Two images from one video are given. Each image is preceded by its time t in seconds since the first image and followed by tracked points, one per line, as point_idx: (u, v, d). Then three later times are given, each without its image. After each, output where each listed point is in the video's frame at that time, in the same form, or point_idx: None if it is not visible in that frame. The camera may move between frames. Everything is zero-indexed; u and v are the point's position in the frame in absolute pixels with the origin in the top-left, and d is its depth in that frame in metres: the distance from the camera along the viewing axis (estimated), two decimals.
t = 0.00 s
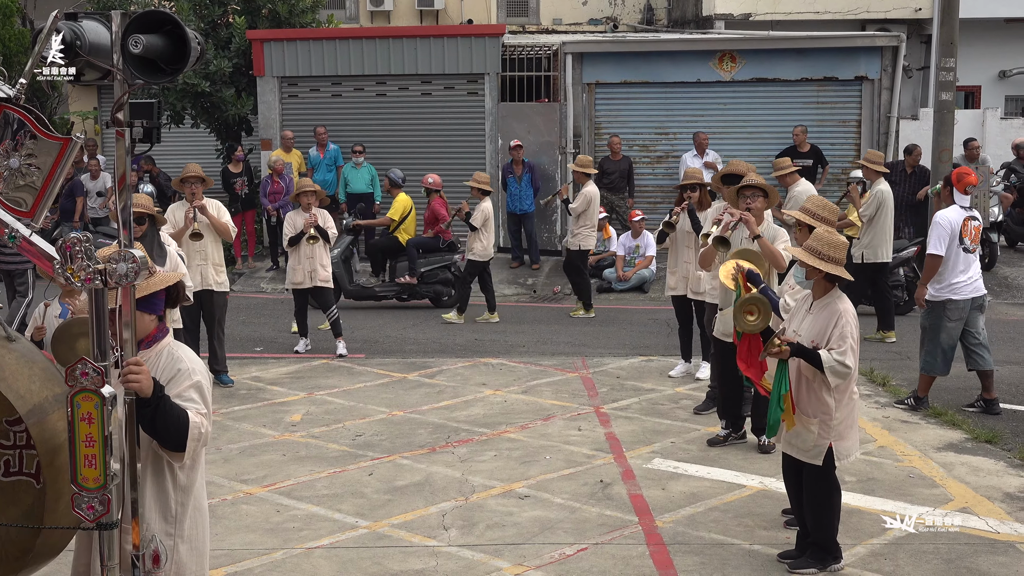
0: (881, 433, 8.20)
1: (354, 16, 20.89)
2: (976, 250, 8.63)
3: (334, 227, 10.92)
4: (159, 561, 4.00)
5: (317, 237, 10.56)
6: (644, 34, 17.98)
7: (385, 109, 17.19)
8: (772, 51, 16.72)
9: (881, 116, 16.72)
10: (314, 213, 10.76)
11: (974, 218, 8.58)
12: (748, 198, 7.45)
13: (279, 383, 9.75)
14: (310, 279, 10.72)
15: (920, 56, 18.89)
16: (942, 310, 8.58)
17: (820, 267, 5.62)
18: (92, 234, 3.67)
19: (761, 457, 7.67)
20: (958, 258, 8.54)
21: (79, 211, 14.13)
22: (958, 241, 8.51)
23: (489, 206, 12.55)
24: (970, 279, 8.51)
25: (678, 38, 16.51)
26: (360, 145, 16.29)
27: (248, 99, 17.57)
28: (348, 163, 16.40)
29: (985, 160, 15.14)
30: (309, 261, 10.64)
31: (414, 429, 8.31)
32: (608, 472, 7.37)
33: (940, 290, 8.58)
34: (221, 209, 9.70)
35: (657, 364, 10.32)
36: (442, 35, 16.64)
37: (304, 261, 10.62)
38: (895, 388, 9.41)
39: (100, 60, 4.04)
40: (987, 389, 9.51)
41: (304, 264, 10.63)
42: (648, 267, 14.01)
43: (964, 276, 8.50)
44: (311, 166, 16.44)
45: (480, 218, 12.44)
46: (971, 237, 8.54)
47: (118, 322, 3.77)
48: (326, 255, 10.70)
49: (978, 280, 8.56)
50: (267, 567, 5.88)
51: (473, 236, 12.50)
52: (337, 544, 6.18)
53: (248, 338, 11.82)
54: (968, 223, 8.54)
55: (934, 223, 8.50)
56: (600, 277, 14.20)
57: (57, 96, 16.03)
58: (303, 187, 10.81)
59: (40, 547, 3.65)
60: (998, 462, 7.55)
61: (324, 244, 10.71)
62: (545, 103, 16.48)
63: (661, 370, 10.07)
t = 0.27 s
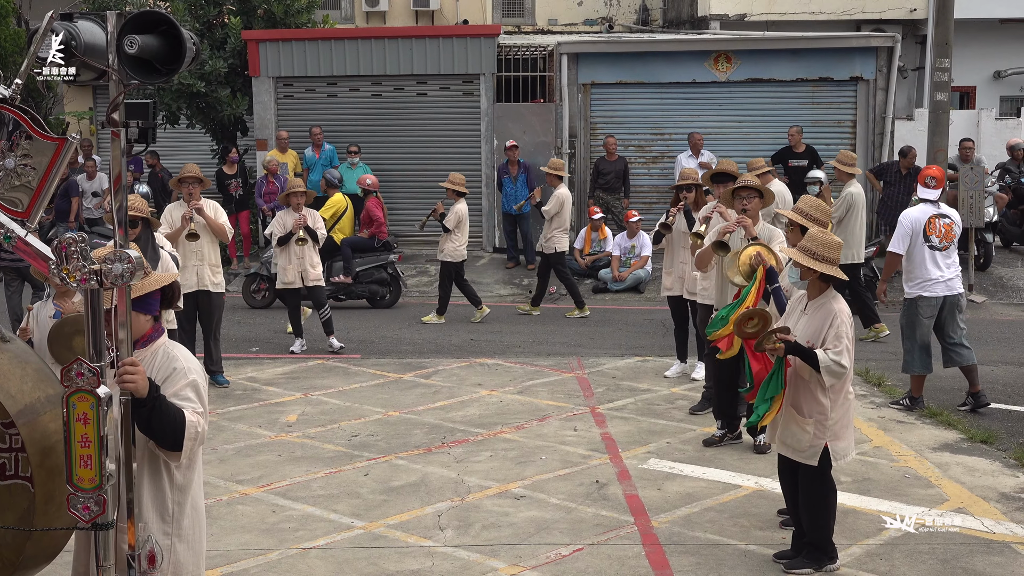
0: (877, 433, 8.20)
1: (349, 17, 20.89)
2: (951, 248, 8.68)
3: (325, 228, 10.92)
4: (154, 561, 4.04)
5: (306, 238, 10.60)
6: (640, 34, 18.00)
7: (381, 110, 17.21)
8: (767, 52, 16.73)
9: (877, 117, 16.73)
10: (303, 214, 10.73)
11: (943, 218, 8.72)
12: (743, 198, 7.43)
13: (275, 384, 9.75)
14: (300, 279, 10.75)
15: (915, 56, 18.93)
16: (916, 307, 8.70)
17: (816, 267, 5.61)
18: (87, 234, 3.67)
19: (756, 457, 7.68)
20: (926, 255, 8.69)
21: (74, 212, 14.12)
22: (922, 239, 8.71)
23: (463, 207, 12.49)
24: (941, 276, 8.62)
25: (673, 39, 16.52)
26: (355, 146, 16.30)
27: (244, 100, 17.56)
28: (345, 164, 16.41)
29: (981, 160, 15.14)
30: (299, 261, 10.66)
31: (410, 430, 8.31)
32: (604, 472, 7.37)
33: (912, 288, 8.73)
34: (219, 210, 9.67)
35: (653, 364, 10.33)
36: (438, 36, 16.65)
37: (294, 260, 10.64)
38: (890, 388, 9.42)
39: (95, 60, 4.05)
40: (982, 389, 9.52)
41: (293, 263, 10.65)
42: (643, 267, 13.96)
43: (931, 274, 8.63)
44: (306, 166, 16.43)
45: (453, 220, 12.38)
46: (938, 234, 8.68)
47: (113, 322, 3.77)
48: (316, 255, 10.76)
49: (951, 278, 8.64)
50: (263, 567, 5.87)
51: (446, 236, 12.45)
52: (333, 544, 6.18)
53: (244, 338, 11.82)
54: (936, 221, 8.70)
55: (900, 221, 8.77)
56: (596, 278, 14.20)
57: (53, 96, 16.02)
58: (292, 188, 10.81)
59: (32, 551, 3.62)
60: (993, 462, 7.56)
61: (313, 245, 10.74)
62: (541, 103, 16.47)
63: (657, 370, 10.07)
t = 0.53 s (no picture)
0: (874, 434, 8.21)
1: (348, 17, 20.89)
2: (937, 248, 8.71)
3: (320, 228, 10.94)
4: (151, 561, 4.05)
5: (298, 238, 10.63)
6: (638, 35, 18.00)
7: (379, 110, 17.22)
8: (765, 53, 16.74)
9: (875, 119, 16.72)
10: (299, 214, 10.83)
11: (927, 218, 8.75)
12: (742, 200, 7.43)
13: (273, 384, 9.75)
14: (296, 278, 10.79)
15: (913, 58, 18.95)
16: (901, 306, 8.81)
17: (816, 268, 5.62)
18: (86, 234, 3.66)
19: (754, 458, 7.68)
20: (907, 255, 8.78)
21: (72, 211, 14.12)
22: (903, 239, 8.79)
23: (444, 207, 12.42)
24: (920, 277, 8.71)
25: (672, 40, 16.52)
26: (353, 146, 16.31)
27: (242, 100, 17.56)
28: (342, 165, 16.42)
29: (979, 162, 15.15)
30: (295, 261, 10.69)
31: (407, 430, 8.31)
32: (602, 473, 7.37)
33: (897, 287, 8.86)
34: (219, 211, 9.64)
35: (651, 365, 10.33)
36: (436, 36, 16.65)
37: (289, 260, 10.68)
38: (888, 390, 9.42)
39: (93, 60, 4.04)
40: (980, 390, 9.53)
41: (289, 262, 10.68)
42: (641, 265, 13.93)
43: (910, 273, 8.75)
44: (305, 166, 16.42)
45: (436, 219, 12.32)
46: (919, 234, 8.73)
47: (110, 322, 3.77)
48: (311, 255, 10.78)
49: (933, 279, 8.69)
50: (260, 567, 5.87)
51: (428, 237, 12.34)
52: (331, 545, 6.18)
53: (242, 338, 11.82)
54: (918, 221, 8.75)
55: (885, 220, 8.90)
56: (593, 278, 14.20)
57: (51, 96, 16.01)
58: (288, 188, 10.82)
59: (31, 551, 3.63)
60: (991, 464, 7.56)
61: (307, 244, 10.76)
62: (539, 104, 16.52)
63: (655, 371, 10.08)
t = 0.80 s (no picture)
0: (873, 437, 8.21)
1: (347, 19, 20.91)
2: (937, 252, 8.64)
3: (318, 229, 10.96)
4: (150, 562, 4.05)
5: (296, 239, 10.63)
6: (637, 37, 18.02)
7: (379, 112, 17.22)
8: (764, 56, 16.75)
9: (874, 122, 16.72)
10: (300, 214, 10.81)
11: (931, 223, 8.66)
12: (741, 203, 7.44)
13: (272, 386, 9.74)
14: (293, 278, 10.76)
15: (912, 60, 18.96)
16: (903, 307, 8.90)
17: (816, 269, 5.62)
18: (84, 236, 3.66)
19: (753, 461, 7.67)
20: (909, 258, 8.80)
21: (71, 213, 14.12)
22: (907, 242, 8.81)
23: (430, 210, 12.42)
24: (918, 280, 8.72)
25: (672, 42, 16.54)
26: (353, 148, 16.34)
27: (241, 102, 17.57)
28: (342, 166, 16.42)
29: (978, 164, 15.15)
30: (292, 262, 10.67)
31: (406, 432, 8.31)
32: (601, 475, 7.37)
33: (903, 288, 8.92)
34: (218, 212, 9.63)
35: (650, 367, 10.33)
36: (435, 38, 16.66)
37: (287, 261, 10.65)
38: (887, 392, 9.42)
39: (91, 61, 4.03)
40: (978, 393, 9.53)
41: (286, 263, 10.65)
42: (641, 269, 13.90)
43: (910, 276, 8.78)
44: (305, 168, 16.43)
45: (422, 222, 12.32)
46: (921, 238, 8.70)
47: (109, 323, 3.78)
48: (308, 256, 10.76)
49: (930, 283, 8.66)
50: (259, 569, 5.87)
51: (417, 239, 12.31)
52: (330, 547, 6.17)
53: (241, 340, 11.82)
54: (922, 225, 8.71)
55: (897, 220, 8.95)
56: (592, 280, 14.20)
57: (51, 97, 16.03)
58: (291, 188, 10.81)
59: (28, 552, 3.62)
60: (990, 467, 7.56)
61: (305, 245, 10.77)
62: (539, 107, 16.52)
63: (654, 373, 10.08)
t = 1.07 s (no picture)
0: (873, 439, 8.20)
1: (347, 20, 20.89)
2: (953, 257, 8.67)
3: (317, 229, 10.98)
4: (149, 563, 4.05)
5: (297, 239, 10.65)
6: (637, 39, 18.04)
7: (378, 114, 17.23)
8: (763, 58, 16.76)
9: (874, 123, 16.72)
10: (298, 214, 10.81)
11: (946, 228, 8.71)
12: (741, 205, 7.43)
13: (272, 387, 9.74)
14: (290, 279, 10.81)
15: (911, 62, 18.97)
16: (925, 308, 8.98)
17: (816, 271, 5.61)
18: (84, 237, 3.66)
19: (752, 462, 7.67)
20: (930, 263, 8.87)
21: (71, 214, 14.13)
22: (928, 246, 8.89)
23: (412, 211, 12.45)
24: (934, 284, 8.79)
25: (672, 44, 16.54)
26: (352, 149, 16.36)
27: (241, 103, 17.58)
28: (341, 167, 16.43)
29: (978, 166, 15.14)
30: (290, 261, 10.72)
31: (406, 434, 8.31)
32: (600, 477, 7.37)
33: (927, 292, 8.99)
34: (218, 214, 9.67)
35: (649, 369, 10.33)
36: (435, 40, 16.66)
37: (285, 260, 10.70)
38: (886, 394, 9.42)
39: (91, 63, 4.04)
40: (977, 395, 9.54)
41: (284, 262, 10.67)
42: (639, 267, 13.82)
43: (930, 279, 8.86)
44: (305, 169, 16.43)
45: (405, 222, 12.35)
46: (938, 243, 8.76)
47: (109, 324, 3.78)
48: (307, 256, 10.81)
49: (944, 288, 8.71)
50: (258, 571, 5.87)
51: (399, 241, 12.29)
52: (329, 548, 6.17)
53: (241, 341, 11.82)
54: (938, 230, 8.77)
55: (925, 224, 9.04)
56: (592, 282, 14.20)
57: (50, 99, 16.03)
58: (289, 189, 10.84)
59: (28, 553, 3.60)
60: (989, 469, 7.56)
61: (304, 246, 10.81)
62: (538, 108, 16.53)
63: (653, 375, 10.07)
